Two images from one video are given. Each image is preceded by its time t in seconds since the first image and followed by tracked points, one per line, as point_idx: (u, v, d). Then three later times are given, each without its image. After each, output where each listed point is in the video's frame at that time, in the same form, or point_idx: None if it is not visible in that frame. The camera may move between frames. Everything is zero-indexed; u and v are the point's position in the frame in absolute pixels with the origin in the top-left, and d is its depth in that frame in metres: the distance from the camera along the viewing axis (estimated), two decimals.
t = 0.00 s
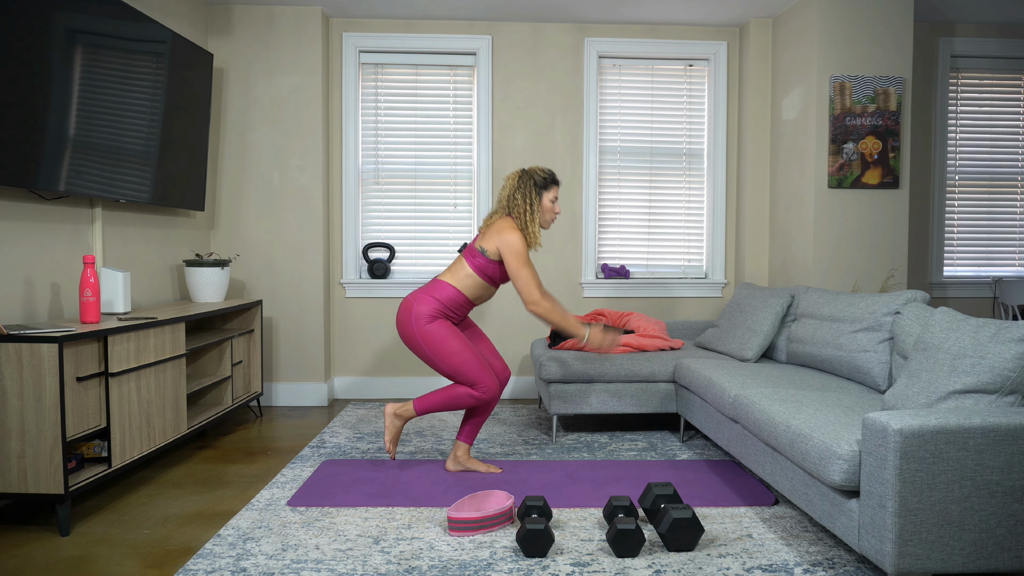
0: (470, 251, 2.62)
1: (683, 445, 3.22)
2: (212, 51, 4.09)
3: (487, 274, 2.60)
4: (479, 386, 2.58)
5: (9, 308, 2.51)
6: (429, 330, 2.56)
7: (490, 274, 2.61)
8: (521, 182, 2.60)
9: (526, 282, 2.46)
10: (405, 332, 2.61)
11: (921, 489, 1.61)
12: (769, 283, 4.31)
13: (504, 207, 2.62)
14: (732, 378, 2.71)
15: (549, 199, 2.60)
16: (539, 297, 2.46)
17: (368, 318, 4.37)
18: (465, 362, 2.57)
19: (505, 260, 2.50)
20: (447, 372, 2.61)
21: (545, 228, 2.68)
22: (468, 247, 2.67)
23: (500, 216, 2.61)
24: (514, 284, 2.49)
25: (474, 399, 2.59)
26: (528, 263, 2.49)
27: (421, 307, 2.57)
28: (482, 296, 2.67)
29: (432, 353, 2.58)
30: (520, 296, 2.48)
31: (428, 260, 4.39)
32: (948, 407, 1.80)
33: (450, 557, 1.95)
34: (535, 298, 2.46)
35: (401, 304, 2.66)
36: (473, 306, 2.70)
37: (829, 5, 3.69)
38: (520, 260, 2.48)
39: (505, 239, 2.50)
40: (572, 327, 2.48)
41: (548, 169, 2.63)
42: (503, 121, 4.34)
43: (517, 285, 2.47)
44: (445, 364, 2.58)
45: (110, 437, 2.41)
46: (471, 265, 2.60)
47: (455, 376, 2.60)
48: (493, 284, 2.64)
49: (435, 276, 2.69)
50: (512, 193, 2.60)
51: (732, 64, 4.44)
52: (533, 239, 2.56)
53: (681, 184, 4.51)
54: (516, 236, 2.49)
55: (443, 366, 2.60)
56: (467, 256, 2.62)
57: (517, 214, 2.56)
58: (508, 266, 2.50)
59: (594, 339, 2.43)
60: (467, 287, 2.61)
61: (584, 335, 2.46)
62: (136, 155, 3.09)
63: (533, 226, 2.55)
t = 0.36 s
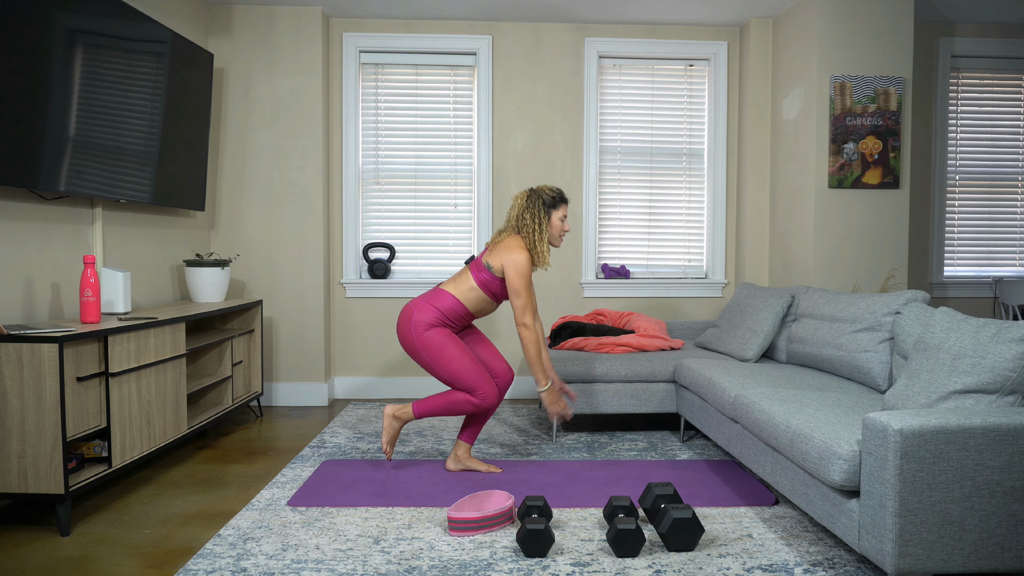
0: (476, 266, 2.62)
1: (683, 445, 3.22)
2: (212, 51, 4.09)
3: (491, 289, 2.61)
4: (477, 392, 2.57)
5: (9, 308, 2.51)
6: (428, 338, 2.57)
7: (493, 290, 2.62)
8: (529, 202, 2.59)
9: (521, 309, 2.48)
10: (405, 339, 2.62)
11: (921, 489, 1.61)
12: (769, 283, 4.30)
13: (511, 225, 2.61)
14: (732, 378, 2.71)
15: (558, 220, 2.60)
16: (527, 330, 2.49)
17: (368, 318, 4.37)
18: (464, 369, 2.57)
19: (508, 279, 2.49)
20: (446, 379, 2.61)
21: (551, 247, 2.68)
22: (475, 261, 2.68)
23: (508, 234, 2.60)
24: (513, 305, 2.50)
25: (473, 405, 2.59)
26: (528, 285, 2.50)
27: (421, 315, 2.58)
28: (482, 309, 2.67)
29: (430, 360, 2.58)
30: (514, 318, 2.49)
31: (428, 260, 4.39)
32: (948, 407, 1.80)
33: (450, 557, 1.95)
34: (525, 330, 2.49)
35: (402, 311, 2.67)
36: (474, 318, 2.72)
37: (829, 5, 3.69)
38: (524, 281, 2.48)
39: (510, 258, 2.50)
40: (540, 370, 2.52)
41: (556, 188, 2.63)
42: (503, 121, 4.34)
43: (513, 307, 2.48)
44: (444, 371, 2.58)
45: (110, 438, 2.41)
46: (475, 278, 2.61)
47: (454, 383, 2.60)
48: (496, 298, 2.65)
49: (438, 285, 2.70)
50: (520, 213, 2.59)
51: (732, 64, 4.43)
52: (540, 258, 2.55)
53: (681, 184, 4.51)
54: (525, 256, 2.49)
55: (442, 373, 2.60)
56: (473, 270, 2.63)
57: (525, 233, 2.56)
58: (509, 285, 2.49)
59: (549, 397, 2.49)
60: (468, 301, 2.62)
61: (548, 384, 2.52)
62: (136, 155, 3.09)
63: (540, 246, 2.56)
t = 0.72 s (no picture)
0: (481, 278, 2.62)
1: (683, 445, 3.22)
2: (212, 51, 4.09)
3: (494, 303, 2.61)
4: (479, 397, 2.57)
5: (9, 308, 2.51)
6: (429, 345, 2.57)
7: (496, 303, 2.61)
8: (533, 221, 2.59)
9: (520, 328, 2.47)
10: (405, 344, 2.62)
11: (921, 489, 1.61)
12: (770, 282, 4.30)
13: (518, 242, 2.61)
14: (732, 378, 2.71)
15: (565, 239, 2.59)
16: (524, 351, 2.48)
17: (368, 318, 4.38)
18: (465, 373, 2.57)
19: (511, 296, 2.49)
20: (447, 384, 2.61)
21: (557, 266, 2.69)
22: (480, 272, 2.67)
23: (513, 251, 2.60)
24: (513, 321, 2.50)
25: (474, 409, 2.58)
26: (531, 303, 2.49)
27: (422, 321, 2.58)
28: (484, 321, 2.67)
29: (432, 365, 2.58)
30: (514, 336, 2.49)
31: (428, 260, 4.39)
32: (948, 407, 1.80)
33: (450, 557, 1.96)
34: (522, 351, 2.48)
35: (402, 316, 2.67)
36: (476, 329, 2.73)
37: (829, 5, 3.69)
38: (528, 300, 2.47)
39: (515, 276, 2.50)
40: (530, 391, 2.52)
41: (559, 205, 2.62)
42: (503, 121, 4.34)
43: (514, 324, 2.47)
44: (445, 376, 2.58)
45: (110, 437, 2.41)
46: (479, 290, 2.61)
47: (455, 388, 2.60)
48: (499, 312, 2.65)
49: (439, 291, 2.70)
50: (526, 231, 2.59)
51: (732, 64, 4.44)
52: (546, 276, 2.55)
53: (681, 184, 4.51)
54: (531, 275, 2.49)
55: (443, 377, 2.59)
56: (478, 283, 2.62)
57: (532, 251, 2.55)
58: (513, 302, 2.49)
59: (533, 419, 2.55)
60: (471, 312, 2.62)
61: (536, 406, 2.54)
62: (136, 155, 3.09)
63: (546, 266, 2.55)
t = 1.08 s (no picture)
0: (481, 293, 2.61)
1: (683, 445, 3.22)
2: (212, 51, 4.09)
3: (492, 319, 2.60)
4: (481, 401, 2.57)
5: (9, 307, 2.51)
6: (427, 354, 2.57)
7: (494, 319, 2.61)
8: (536, 243, 2.55)
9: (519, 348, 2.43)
10: (403, 354, 2.62)
11: (921, 489, 1.61)
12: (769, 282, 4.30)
13: (520, 263, 2.58)
14: (732, 379, 2.71)
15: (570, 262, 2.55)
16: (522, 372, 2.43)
17: (368, 318, 4.38)
18: (465, 380, 2.57)
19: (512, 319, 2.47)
20: (448, 392, 2.61)
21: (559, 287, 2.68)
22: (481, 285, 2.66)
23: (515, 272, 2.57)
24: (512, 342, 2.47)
25: (476, 414, 2.59)
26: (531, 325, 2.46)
27: (420, 330, 2.59)
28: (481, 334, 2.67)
29: (431, 374, 2.59)
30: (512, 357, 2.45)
31: (428, 260, 4.39)
32: (948, 408, 1.80)
33: (450, 557, 1.95)
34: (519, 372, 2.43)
35: (400, 325, 2.67)
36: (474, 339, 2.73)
37: (829, 5, 3.69)
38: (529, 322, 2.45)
39: (515, 298, 2.47)
40: (523, 413, 2.39)
41: (562, 227, 2.58)
42: (503, 121, 4.34)
43: (512, 344, 2.44)
44: (445, 382, 2.58)
45: (110, 437, 2.41)
46: (479, 304, 2.60)
47: (456, 395, 2.60)
48: (499, 327, 2.64)
49: (437, 300, 2.70)
50: (529, 252, 2.55)
51: (732, 64, 4.43)
52: (548, 299, 2.53)
53: (681, 184, 4.51)
54: (533, 297, 2.46)
55: (443, 384, 2.60)
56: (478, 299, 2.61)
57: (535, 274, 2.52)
58: (513, 322, 2.46)
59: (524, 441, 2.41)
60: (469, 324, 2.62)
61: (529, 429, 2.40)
62: (136, 155, 3.09)
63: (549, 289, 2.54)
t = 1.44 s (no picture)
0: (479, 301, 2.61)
1: (683, 445, 3.22)
2: (212, 51, 4.09)
3: (488, 328, 2.60)
4: (478, 403, 2.57)
5: (9, 307, 2.51)
6: (422, 357, 2.58)
7: (490, 328, 2.60)
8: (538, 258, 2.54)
9: (513, 364, 2.43)
10: (399, 357, 2.63)
11: (921, 489, 1.61)
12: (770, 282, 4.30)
13: (521, 277, 2.58)
14: (732, 379, 2.71)
15: (570, 278, 2.54)
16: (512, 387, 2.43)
17: (367, 318, 4.38)
18: (462, 381, 2.57)
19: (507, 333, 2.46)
20: (444, 394, 2.61)
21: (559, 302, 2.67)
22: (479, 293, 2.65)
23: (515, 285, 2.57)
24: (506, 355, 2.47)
25: (473, 415, 2.59)
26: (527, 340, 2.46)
27: (415, 333, 2.59)
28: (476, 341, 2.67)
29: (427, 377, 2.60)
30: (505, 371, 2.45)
31: (428, 259, 4.39)
32: (948, 408, 1.80)
33: (450, 557, 1.95)
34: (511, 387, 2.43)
35: (396, 328, 2.68)
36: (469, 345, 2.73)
37: (829, 5, 3.69)
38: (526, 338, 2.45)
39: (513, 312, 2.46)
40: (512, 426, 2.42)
41: (564, 243, 2.58)
42: (503, 122, 4.34)
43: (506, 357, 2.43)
44: (441, 385, 2.59)
45: (110, 437, 2.41)
46: (475, 311, 2.60)
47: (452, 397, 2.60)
48: (495, 336, 2.63)
49: (433, 303, 2.70)
50: (530, 267, 2.54)
51: (732, 64, 4.43)
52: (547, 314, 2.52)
53: (682, 184, 4.51)
54: (530, 313, 2.45)
55: (439, 387, 2.60)
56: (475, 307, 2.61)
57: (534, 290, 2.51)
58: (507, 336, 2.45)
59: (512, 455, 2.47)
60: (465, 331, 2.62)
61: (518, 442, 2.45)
62: (136, 156, 3.09)
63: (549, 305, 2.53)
